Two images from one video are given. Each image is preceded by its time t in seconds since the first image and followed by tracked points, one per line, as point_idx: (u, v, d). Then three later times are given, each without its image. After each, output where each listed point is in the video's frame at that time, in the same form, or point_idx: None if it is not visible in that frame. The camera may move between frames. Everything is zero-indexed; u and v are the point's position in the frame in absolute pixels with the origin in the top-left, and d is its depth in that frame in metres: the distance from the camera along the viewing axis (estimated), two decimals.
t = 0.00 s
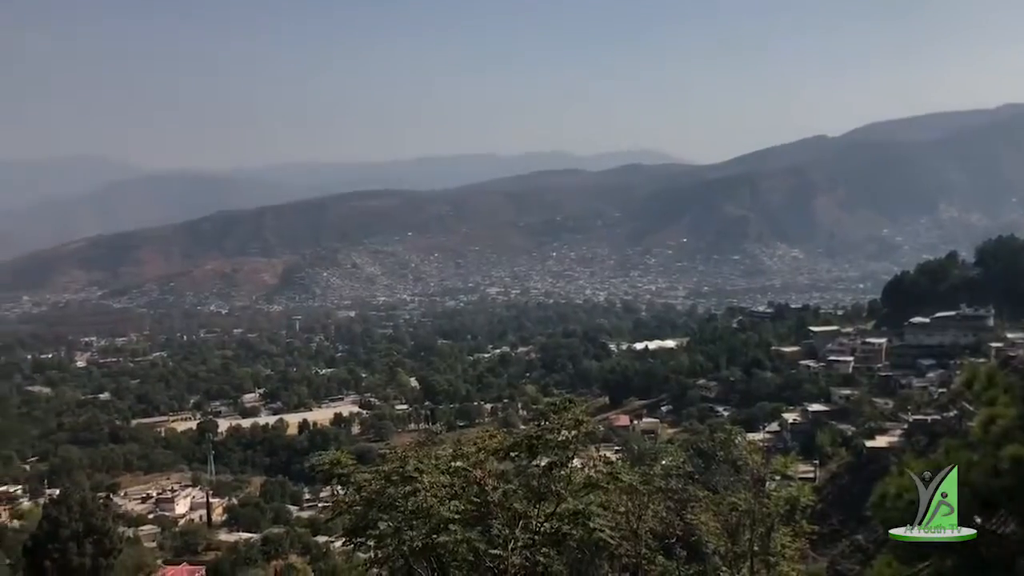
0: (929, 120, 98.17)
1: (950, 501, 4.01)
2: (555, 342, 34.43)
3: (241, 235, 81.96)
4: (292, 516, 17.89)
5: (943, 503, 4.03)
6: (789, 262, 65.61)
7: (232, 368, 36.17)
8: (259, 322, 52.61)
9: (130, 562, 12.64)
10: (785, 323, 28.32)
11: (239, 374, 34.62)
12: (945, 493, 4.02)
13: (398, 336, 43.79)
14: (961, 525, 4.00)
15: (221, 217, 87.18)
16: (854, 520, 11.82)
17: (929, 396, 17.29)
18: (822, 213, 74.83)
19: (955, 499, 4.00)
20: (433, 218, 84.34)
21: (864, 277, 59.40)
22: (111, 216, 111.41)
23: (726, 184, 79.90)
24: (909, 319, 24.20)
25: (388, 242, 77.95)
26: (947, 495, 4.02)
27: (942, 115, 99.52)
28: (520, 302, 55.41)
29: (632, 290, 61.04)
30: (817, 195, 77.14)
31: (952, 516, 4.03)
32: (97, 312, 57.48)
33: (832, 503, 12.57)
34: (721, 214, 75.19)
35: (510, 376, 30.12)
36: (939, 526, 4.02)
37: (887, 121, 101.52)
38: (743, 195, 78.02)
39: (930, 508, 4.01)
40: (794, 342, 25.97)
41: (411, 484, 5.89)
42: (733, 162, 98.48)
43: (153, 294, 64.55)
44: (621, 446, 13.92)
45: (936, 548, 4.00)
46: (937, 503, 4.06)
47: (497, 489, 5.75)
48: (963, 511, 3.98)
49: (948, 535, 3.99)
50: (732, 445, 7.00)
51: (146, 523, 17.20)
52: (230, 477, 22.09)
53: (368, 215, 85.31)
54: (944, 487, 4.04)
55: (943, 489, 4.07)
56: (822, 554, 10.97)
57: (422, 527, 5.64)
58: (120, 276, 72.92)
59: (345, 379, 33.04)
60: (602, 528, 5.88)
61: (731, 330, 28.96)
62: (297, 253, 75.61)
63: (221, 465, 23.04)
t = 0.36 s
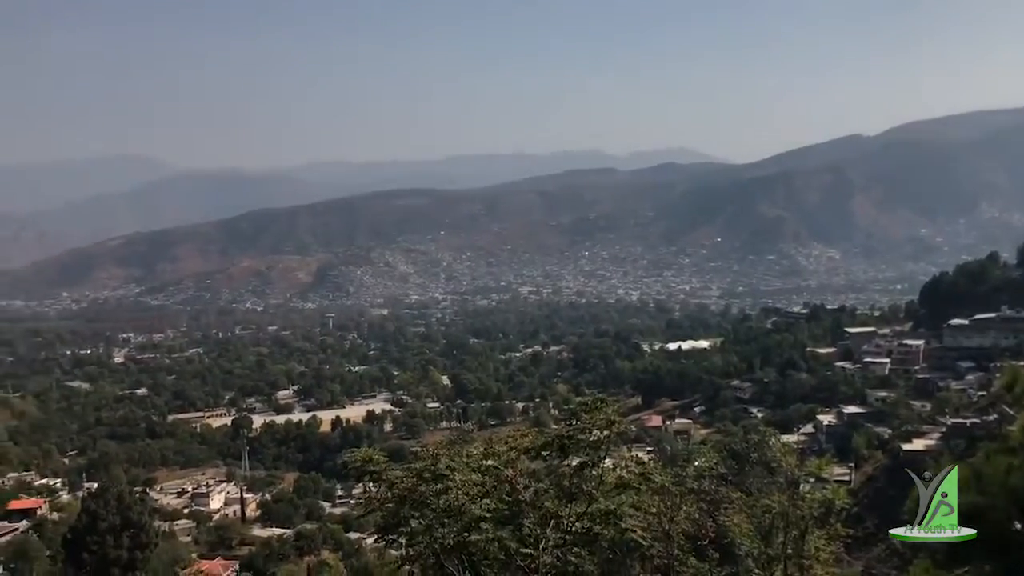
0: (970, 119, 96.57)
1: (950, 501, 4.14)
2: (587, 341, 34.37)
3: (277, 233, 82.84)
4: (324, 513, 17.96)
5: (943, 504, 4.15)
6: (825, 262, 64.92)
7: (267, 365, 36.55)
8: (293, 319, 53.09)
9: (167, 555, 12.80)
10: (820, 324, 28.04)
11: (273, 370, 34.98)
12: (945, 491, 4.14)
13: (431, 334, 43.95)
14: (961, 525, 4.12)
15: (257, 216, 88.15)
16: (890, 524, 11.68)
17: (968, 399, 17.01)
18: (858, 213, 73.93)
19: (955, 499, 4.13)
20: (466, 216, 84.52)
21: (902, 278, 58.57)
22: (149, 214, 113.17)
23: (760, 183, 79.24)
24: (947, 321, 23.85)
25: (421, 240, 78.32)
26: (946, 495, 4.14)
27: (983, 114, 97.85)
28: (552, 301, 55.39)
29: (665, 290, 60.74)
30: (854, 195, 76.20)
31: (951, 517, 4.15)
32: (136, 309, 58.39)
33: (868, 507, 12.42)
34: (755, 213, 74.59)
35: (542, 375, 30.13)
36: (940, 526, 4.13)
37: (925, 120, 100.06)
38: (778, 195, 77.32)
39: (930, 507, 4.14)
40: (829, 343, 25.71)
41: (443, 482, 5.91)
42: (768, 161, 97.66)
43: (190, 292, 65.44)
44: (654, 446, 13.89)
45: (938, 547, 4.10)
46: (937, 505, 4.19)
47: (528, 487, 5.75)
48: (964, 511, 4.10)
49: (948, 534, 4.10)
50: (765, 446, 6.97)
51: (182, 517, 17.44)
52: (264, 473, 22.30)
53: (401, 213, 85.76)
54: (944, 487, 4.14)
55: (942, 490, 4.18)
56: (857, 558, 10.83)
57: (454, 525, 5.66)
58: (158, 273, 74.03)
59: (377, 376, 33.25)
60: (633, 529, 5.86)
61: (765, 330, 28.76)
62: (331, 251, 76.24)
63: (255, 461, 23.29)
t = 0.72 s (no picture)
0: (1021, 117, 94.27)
1: (948, 504, 6.29)
2: (626, 341, 34.17)
3: (317, 232, 83.51)
4: (363, 509, 18.05)
5: (944, 505, 6.30)
6: (868, 264, 63.92)
7: (307, 362, 36.86)
8: (333, 316, 53.51)
9: (208, 549, 12.99)
10: (863, 326, 27.61)
11: (314, 367, 35.29)
12: (946, 494, 6.27)
13: (469, 333, 43.99)
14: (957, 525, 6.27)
15: (298, 215, 88.96)
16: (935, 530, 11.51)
17: (1017, 404, 16.68)
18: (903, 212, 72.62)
19: (953, 504, 6.29)
20: (505, 215, 84.52)
21: (948, 279, 57.41)
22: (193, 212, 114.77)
23: (803, 183, 78.30)
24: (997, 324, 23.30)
25: (460, 239, 78.53)
26: (946, 497, 6.29)
27: None
28: (590, 301, 55.19)
29: (706, 291, 60.24)
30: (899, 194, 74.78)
31: (950, 517, 6.29)
32: (179, 306, 59.23)
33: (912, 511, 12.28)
34: (797, 214, 73.68)
35: (580, 375, 30.04)
36: (943, 523, 6.28)
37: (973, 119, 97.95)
38: (821, 196, 76.31)
39: (936, 508, 6.27)
40: (872, 346, 25.30)
41: (480, 481, 5.87)
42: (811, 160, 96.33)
43: (233, 290, 66.22)
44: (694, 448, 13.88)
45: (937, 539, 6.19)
46: (940, 507, 6.34)
47: (566, 487, 5.78)
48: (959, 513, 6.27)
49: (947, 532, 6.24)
50: (805, 447, 6.96)
51: (223, 512, 17.68)
52: (303, 469, 22.49)
53: (441, 213, 86.04)
54: (944, 492, 6.29)
55: (943, 492, 6.34)
56: (900, 564, 10.68)
57: (490, 524, 5.65)
58: (202, 271, 75.03)
59: (416, 374, 33.40)
60: (672, 532, 5.81)
61: (807, 332, 28.38)
62: (371, 250, 76.79)
63: (296, 457, 23.54)
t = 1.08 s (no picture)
0: None
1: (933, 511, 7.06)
2: (664, 342, 33.97)
3: (356, 231, 84.24)
4: (400, 506, 18.14)
5: (945, 505, 5.72)
6: (912, 265, 62.81)
7: (346, 359, 37.20)
8: (371, 314, 53.87)
9: (248, 543, 13.17)
10: (906, 328, 27.15)
11: (352, 365, 35.59)
12: (947, 496, 5.63)
13: (506, 333, 44.00)
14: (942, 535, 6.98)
15: (338, 214, 89.79)
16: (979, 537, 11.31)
17: None
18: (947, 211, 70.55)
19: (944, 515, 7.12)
20: (542, 214, 84.44)
21: (995, 282, 56.21)
22: (235, 211, 116.21)
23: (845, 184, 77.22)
24: None
25: (497, 239, 78.64)
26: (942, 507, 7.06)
27: None
28: (628, 301, 54.93)
29: (745, 291, 59.74)
30: (943, 194, 72.93)
31: (950, 518, 5.73)
32: (221, 303, 60.11)
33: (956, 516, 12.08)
34: (839, 214, 72.72)
35: (617, 376, 29.95)
36: (941, 524, 5.74)
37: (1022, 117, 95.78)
38: (863, 196, 75.11)
39: (936, 510, 5.67)
40: (914, 348, 24.89)
41: (517, 480, 5.88)
42: (854, 159, 95.02)
43: (273, 287, 67.04)
44: (735, 450, 13.86)
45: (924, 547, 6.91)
46: (940, 506, 5.75)
47: (602, 487, 5.80)
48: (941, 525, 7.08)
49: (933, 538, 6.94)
50: (845, 450, 6.92)
51: (262, 507, 17.92)
52: (342, 466, 22.67)
53: (479, 212, 86.20)
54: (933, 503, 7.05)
55: (944, 492, 5.69)
56: (943, 570, 10.53)
57: (527, 523, 5.66)
58: (243, 268, 76.08)
59: (453, 373, 33.53)
60: (710, 535, 5.78)
61: (848, 334, 27.97)
62: (409, 249, 77.16)
63: (334, 454, 23.73)
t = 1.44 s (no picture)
0: None
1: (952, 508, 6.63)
2: (699, 343, 33.77)
3: (391, 230, 84.74)
4: (432, 505, 18.21)
5: (944, 505, 5.40)
6: (952, 266, 61.66)
7: (380, 358, 37.42)
8: (405, 313, 54.15)
9: (282, 540, 13.30)
10: (946, 330, 26.71)
11: (386, 363, 35.78)
12: (946, 497, 5.32)
13: (539, 332, 44.03)
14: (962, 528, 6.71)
15: (373, 214, 90.35)
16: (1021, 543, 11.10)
17: None
18: (989, 213, 67.98)
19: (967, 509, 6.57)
20: (576, 214, 84.33)
21: None
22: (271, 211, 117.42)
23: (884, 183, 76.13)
24: None
25: (530, 239, 78.64)
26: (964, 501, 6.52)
27: None
28: (662, 302, 54.68)
29: (781, 292, 59.20)
30: (986, 194, 70.18)
31: (950, 518, 5.43)
32: (257, 301, 60.75)
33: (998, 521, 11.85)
34: (877, 214, 71.72)
35: (651, 376, 29.85)
36: (941, 524, 5.44)
37: None
38: (902, 196, 73.78)
39: (934, 510, 5.37)
40: (954, 351, 24.46)
41: (550, 479, 5.82)
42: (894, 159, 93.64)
43: (308, 286, 67.60)
44: (770, 453, 13.79)
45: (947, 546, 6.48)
46: (940, 505, 5.44)
47: (636, 488, 5.81)
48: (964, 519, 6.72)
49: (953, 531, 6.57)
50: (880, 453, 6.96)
51: (297, 504, 18.07)
52: (375, 463, 22.79)
53: (513, 211, 86.30)
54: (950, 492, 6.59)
55: (944, 493, 5.37)
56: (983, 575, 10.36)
57: (561, 523, 5.66)
58: (280, 267, 76.86)
59: (486, 372, 33.57)
60: (745, 538, 5.79)
61: (886, 335, 27.59)
62: (443, 249, 77.48)
63: (368, 451, 23.85)
